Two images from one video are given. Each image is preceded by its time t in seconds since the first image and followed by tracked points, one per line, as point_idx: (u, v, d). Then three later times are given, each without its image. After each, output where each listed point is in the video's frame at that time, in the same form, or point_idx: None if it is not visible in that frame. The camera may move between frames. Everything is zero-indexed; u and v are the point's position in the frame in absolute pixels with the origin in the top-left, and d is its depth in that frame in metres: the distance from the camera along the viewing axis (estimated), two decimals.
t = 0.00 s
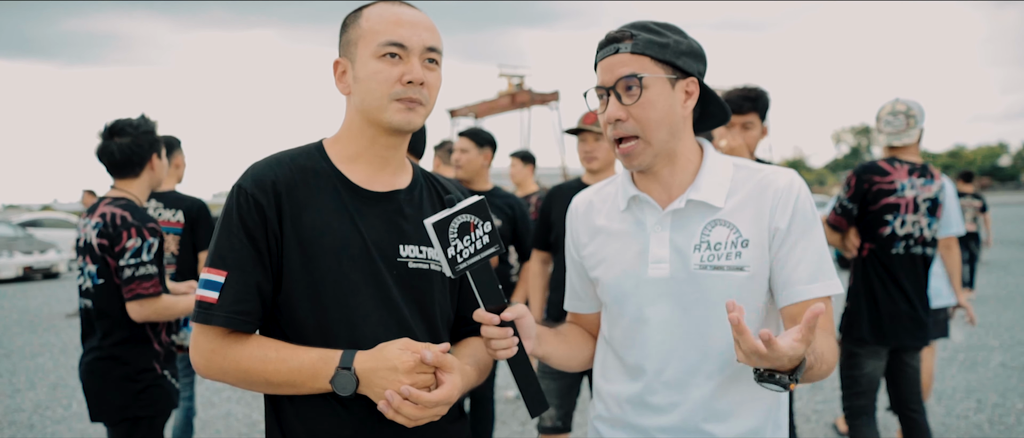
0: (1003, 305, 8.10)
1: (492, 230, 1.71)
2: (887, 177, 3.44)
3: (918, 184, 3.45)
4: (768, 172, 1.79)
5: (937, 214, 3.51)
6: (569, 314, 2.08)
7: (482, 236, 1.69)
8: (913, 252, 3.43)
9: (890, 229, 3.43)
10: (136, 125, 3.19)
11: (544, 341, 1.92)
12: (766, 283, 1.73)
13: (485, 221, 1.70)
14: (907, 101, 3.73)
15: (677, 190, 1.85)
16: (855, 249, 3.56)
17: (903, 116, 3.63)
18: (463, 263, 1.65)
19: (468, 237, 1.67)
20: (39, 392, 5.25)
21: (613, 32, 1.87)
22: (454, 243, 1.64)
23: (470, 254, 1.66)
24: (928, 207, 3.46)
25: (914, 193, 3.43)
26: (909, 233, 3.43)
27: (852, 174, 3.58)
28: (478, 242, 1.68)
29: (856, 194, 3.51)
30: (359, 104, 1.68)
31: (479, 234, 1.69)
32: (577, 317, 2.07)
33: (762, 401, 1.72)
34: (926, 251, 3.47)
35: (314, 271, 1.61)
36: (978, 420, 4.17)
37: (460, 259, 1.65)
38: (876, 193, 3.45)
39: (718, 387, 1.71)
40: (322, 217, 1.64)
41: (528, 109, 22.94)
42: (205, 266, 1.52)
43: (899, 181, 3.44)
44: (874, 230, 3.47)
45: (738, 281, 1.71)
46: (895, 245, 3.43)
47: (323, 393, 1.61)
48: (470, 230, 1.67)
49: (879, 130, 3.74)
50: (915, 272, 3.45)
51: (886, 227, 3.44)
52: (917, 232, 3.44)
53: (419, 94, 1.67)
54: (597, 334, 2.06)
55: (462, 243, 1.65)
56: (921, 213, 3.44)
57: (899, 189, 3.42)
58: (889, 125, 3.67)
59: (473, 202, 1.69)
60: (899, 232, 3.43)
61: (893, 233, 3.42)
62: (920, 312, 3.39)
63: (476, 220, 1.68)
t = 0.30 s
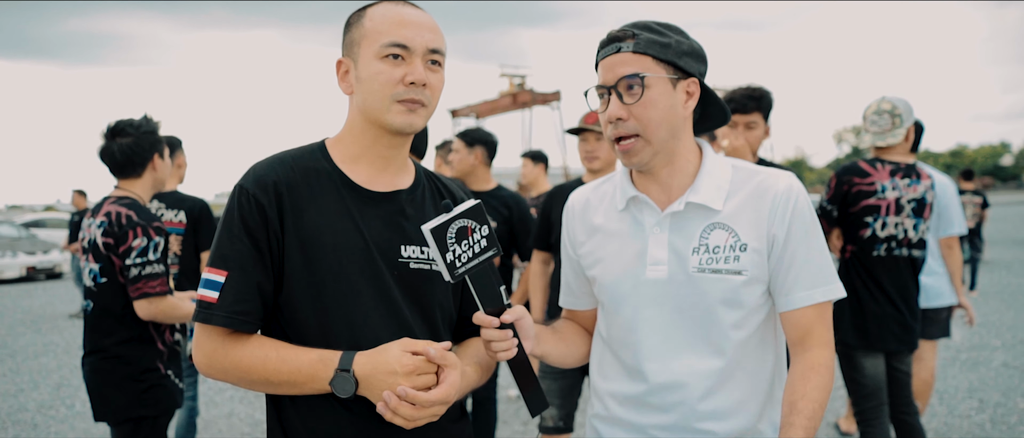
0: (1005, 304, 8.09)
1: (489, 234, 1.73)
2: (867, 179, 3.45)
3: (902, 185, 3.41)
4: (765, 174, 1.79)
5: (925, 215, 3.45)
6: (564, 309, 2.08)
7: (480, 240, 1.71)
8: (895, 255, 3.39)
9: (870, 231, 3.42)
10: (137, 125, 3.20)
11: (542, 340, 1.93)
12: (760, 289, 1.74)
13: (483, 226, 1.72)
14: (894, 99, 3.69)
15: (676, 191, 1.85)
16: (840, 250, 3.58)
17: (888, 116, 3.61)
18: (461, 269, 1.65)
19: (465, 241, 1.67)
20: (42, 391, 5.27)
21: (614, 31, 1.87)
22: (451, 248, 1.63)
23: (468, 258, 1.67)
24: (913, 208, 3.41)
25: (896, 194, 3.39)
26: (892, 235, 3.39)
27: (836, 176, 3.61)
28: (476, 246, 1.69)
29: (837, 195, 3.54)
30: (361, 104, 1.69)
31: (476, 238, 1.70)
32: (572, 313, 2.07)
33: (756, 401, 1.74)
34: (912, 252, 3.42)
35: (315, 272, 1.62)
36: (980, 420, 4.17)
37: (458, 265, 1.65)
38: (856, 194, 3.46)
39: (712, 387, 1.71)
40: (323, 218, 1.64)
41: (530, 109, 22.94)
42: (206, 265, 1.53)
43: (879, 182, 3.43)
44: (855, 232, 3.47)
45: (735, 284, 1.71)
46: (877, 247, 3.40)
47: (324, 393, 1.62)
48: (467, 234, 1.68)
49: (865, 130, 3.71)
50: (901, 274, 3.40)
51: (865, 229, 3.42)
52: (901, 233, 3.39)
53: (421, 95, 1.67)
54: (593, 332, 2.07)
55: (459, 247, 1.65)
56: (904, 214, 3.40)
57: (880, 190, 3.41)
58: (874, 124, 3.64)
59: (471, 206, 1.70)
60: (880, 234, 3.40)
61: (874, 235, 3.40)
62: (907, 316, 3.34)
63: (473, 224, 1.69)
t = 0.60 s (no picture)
0: (1007, 302, 8.08)
1: (501, 223, 1.75)
2: (840, 180, 3.43)
3: (879, 182, 3.38)
4: (769, 177, 1.80)
5: (912, 209, 3.38)
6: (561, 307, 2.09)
7: (492, 228, 1.73)
8: (880, 253, 3.33)
9: (851, 231, 3.38)
10: (142, 125, 3.20)
11: (545, 335, 1.94)
12: (763, 289, 1.76)
13: (495, 213, 1.74)
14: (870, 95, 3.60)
15: (681, 191, 1.86)
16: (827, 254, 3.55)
17: (863, 114, 3.51)
18: (472, 254, 1.68)
19: (478, 228, 1.70)
20: (47, 390, 5.30)
21: (620, 30, 1.89)
22: (464, 234, 1.66)
23: (480, 245, 1.69)
24: (896, 204, 3.36)
25: (873, 192, 3.36)
26: (874, 233, 3.34)
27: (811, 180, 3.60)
28: (488, 233, 1.72)
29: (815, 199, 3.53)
30: (365, 103, 1.70)
31: (489, 225, 1.72)
32: (570, 310, 2.07)
33: (759, 400, 1.76)
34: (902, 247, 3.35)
35: (318, 271, 1.63)
36: (982, 418, 4.17)
37: (470, 250, 1.67)
38: (831, 196, 3.44)
39: (715, 386, 1.73)
40: (326, 218, 1.65)
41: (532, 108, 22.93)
42: (208, 264, 1.54)
43: (853, 182, 3.41)
44: (837, 235, 3.44)
45: (739, 284, 1.73)
46: (860, 247, 3.36)
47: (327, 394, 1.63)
48: (480, 221, 1.70)
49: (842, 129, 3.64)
50: (889, 273, 3.34)
51: (846, 230, 3.40)
52: (885, 231, 3.34)
53: (425, 96, 1.68)
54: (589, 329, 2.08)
55: (472, 232, 1.68)
56: (885, 211, 3.35)
57: (854, 190, 3.39)
58: (850, 124, 3.57)
59: (483, 193, 1.71)
60: (861, 234, 3.36)
61: (854, 236, 3.37)
62: (901, 316, 3.29)
63: (486, 211, 1.71)
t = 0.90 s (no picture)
0: (1008, 301, 8.07)
1: (511, 221, 1.77)
2: (830, 181, 3.41)
3: (869, 179, 3.35)
4: (768, 173, 1.81)
5: (907, 202, 3.33)
6: (562, 306, 2.10)
7: (502, 225, 1.75)
8: (879, 251, 3.29)
9: (845, 232, 3.35)
10: (144, 123, 3.21)
11: (549, 334, 1.95)
12: (766, 284, 1.76)
13: (506, 211, 1.76)
14: (854, 90, 3.56)
15: (683, 188, 1.86)
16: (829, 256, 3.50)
17: (852, 111, 3.47)
18: (481, 253, 1.68)
19: (488, 225, 1.71)
20: (49, 388, 5.32)
21: (634, 26, 1.88)
22: (475, 231, 1.67)
23: (489, 243, 1.70)
24: (890, 199, 3.32)
25: (864, 190, 3.33)
26: (869, 232, 3.30)
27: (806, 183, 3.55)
28: (498, 231, 1.73)
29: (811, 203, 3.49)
30: (367, 100, 1.70)
31: (499, 223, 1.74)
32: (570, 310, 2.08)
33: (763, 393, 1.76)
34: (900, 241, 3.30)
35: (320, 268, 1.63)
36: (983, 416, 4.17)
37: (480, 248, 1.68)
38: (825, 198, 3.41)
39: (719, 381, 1.73)
40: (328, 214, 1.66)
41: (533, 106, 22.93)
42: (210, 261, 1.55)
43: (844, 182, 3.38)
44: (832, 237, 3.40)
45: (742, 278, 1.73)
46: (856, 247, 3.32)
47: (330, 390, 1.64)
48: (491, 219, 1.71)
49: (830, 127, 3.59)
50: (892, 274, 3.28)
51: (841, 230, 3.36)
52: (882, 228, 3.29)
53: (426, 91, 1.69)
54: (592, 329, 2.08)
55: (482, 231, 1.69)
56: (879, 208, 3.31)
57: (845, 190, 3.36)
58: (838, 121, 3.53)
59: (494, 191, 1.73)
60: (856, 234, 3.32)
61: (850, 236, 3.33)
62: (904, 314, 3.25)
63: (497, 209, 1.73)
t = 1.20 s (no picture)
0: (1010, 300, 8.05)
1: (508, 226, 1.76)
2: (841, 180, 3.40)
3: (880, 178, 3.33)
4: (766, 169, 1.80)
5: (919, 201, 3.30)
6: (565, 309, 2.09)
7: (499, 232, 1.73)
8: (889, 250, 3.28)
9: (856, 231, 3.35)
10: (148, 122, 3.19)
11: (551, 337, 1.94)
12: (766, 280, 1.75)
13: (503, 217, 1.75)
14: (868, 87, 3.54)
15: (683, 185, 1.86)
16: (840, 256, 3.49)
17: (864, 108, 3.46)
18: (480, 260, 1.68)
19: (486, 233, 1.70)
20: (50, 387, 5.31)
21: (655, 21, 1.91)
22: (472, 240, 1.66)
23: (487, 251, 1.69)
24: (901, 198, 3.30)
25: (875, 189, 3.32)
26: (880, 231, 3.30)
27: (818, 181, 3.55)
28: (496, 236, 1.72)
29: (823, 202, 3.49)
30: (367, 99, 1.69)
31: (496, 229, 1.73)
32: (573, 312, 2.07)
33: (764, 389, 1.76)
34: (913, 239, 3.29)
35: (321, 267, 1.63)
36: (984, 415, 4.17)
37: (478, 256, 1.67)
38: (835, 197, 3.42)
39: (721, 377, 1.72)
40: (328, 213, 1.65)
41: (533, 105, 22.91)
42: (211, 261, 1.54)
43: (853, 181, 3.38)
44: (842, 236, 3.41)
45: (744, 274, 1.73)
46: (866, 247, 3.32)
47: (331, 390, 1.63)
48: (487, 225, 1.70)
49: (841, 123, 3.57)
50: (901, 275, 3.26)
51: (852, 230, 3.37)
52: (892, 227, 3.29)
53: (426, 89, 1.68)
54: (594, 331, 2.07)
55: (479, 238, 1.68)
56: (890, 207, 3.30)
57: (855, 189, 3.36)
58: (850, 118, 3.51)
59: (491, 197, 1.72)
60: (866, 233, 3.32)
61: (860, 236, 3.33)
62: (911, 313, 3.22)
63: (493, 215, 1.71)
